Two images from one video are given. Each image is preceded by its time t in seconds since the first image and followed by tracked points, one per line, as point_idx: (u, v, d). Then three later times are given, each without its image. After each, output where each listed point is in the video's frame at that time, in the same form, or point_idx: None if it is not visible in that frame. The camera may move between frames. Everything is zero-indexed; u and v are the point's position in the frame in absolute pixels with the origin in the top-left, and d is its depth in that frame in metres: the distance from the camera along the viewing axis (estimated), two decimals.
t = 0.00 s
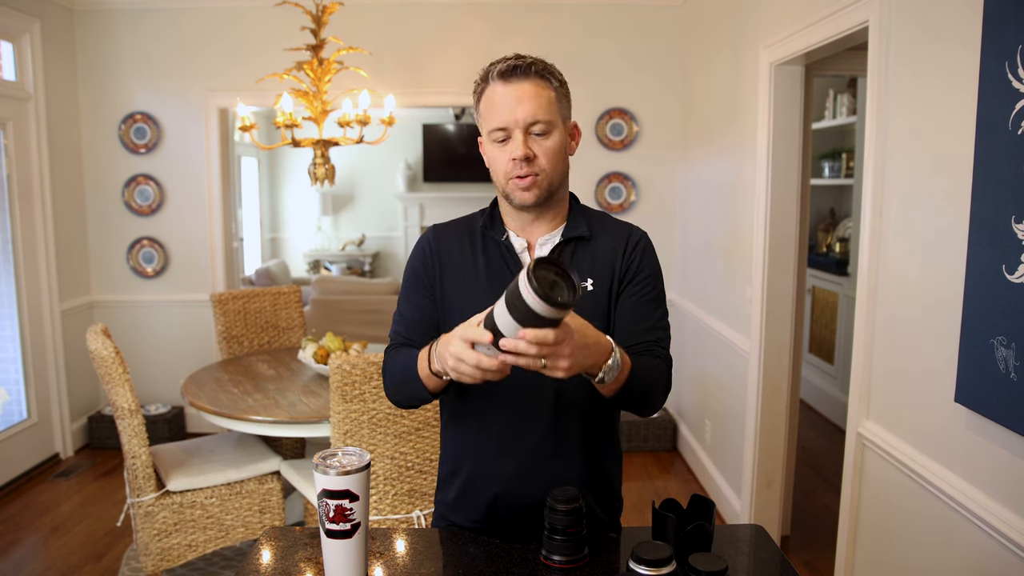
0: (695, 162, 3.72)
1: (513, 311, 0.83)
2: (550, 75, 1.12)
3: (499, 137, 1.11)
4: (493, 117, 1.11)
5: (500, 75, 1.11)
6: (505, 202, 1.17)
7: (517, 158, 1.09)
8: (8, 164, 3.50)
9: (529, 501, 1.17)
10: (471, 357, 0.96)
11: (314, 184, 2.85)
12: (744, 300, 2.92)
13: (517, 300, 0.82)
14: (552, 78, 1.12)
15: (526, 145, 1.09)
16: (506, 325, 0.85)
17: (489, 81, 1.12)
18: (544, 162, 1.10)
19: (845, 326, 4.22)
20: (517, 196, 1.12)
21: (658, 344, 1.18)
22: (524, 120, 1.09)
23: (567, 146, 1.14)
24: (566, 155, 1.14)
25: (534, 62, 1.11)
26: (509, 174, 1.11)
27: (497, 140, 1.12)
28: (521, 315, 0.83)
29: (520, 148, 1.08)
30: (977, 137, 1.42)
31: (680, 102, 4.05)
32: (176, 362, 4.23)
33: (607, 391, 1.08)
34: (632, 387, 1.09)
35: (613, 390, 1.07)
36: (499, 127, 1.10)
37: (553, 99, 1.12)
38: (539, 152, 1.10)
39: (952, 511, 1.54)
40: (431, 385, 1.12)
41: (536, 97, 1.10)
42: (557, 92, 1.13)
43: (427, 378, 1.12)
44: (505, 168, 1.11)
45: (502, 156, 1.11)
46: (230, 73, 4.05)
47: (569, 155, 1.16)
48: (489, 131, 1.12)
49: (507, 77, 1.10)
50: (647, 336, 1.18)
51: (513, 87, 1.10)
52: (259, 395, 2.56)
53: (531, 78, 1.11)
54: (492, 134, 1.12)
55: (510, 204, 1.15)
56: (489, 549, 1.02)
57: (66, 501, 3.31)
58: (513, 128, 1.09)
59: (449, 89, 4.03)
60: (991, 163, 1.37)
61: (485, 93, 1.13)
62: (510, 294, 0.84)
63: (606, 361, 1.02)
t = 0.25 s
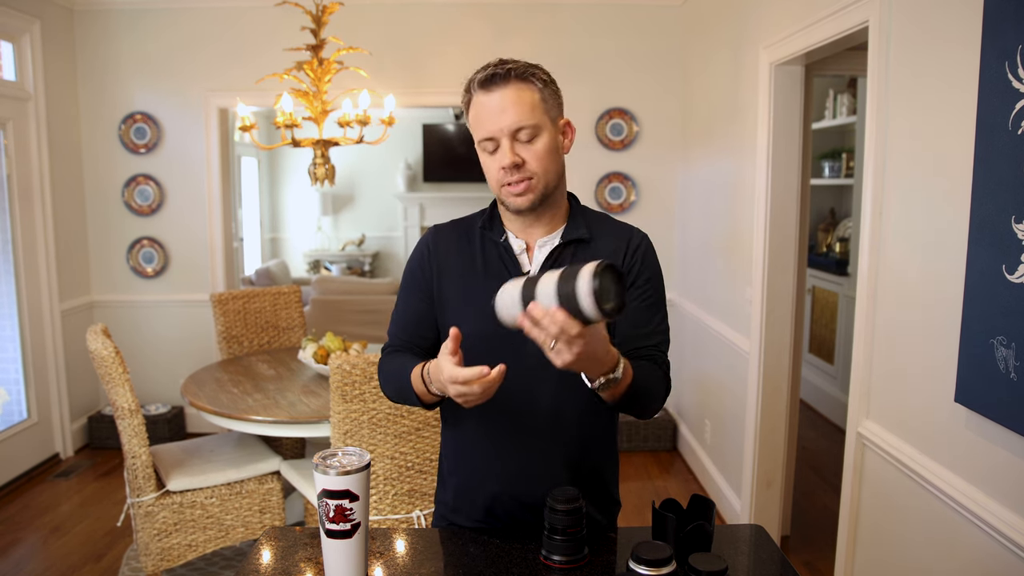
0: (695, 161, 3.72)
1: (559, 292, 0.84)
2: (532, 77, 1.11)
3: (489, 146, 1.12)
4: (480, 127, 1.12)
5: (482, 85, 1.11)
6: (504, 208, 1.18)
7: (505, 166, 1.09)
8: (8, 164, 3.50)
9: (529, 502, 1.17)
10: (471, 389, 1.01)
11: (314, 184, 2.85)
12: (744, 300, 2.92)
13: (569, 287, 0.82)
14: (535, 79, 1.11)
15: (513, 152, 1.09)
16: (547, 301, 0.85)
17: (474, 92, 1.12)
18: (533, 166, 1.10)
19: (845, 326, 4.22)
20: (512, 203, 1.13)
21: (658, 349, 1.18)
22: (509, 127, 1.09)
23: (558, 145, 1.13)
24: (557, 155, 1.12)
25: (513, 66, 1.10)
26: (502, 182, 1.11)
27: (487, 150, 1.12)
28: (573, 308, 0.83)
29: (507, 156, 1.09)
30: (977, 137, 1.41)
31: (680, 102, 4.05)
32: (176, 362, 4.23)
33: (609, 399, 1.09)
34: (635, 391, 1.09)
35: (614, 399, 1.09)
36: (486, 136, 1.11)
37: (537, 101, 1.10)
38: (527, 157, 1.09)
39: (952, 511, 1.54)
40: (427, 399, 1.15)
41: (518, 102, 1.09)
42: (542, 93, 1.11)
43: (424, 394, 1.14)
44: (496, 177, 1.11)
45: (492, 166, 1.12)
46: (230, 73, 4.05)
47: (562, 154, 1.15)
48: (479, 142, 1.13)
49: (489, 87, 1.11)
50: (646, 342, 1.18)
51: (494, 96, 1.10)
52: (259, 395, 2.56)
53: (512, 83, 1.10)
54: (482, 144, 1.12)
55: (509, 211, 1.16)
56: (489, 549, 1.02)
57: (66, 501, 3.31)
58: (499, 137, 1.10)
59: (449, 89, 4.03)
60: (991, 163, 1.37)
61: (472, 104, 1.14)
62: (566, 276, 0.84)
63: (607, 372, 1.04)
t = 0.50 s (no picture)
0: (695, 161, 3.73)
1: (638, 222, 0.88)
2: (513, 93, 1.08)
3: (473, 165, 1.11)
4: (463, 146, 1.11)
5: (463, 103, 1.10)
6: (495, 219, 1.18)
7: (487, 188, 1.09)
8: (8, 164, 3.50)
9: (529, 502, 1.18)
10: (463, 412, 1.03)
11: (314, 184, 2.85)
12: (743, 300, 2.92)
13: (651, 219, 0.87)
14: (516, 95, 1.08)
15: (494, 175, 1.09)
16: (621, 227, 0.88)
17: (457, 109, 1.11)
18: (516, 187, 1.09)
19: (845, 326, 4.22)
20: (499, 220, 1.13)
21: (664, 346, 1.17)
22: (490, 149, 1.08)
23: (543, 161, 1.11)
24: (542, 171, 1.11)
25: (493, 84, 1.08)
26: (486, 201, 1.12)
27: (473, 167, 1.12)
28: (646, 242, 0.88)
29: (488, 178, 1.09)
30: (976, 137, 1.42)
31: (680, 102, 4.06)
32: (176, 362, 4.24)
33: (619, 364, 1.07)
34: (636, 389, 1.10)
35: (625, 365, 1.07)
36: (469, 156, 1.10)
37: (518, 119, 1.08)
38: (509, 177, 1.09)
39: (952, 511, 1.54)
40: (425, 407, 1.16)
41: (498, 124, 1.07)
42: (524, 109, 1.09)
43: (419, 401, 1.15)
44: (481, 196, 1.12)
45: (477, 185, 1.12)
46: (230, 73, 4.05)
47: (550, 167, 1.13)
48: (465, 159, 1.12)
49: (470, 105, 1.09)
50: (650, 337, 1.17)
51: (475, 115, 1.08)
52: (259, 394, 2.56)
53: (492, 102, 1.08)
54: (467, 161, 1.12)
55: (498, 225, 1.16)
56: (489, 549, 1.03)
57: (66, 501, 3.31)
58: (481, 158, 1.09)
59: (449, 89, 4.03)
60: (991, 164, 1.37)
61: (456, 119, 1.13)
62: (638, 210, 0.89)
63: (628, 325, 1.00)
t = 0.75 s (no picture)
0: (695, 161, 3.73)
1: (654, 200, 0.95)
2: (514, 103, 1.07)
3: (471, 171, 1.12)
4: (462, 152, 1.11)
5: (464, 109, 1.09)
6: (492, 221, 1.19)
7: (482, 197, 1.10)
8: (8, 164, 3.50)
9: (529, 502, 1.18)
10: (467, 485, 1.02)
11: (314, 184, 2.84)
12: (743, 300, 2.92)
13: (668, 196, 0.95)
14: (516, 105, 1.07)
15: (489, 184, 1.09)
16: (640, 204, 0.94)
17: (458, 113, 1.11)
18: (511, 198, 1.10)
19: (845, 326, 4.22)
20: (494, 226, 1.14)
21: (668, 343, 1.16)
22: (487, 159, 1.08)
23: (541, 171, 1.11)
24: (539, 182, 1.11)
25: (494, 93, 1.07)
26: (482, 208, 1.12)
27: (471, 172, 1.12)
28: (666, 215, 0.94)
29: (483, 188, 1.09)
30: (977, 137, 1.42)
31: (681, 102, 4.05)
32: (176, 362, 4.24)
33: (625, 353, 1.08)
34: (638, 388, 1.10)
35: (632, 355, 1.08)
36: (467, 162, 1.11)
37: (517, 130, 1.07)
38: (505, 188, 1.09)
39: (952, 511, 1.54)
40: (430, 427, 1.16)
41: (496, 134, 1.07)
42: (524, 120, 1.08)
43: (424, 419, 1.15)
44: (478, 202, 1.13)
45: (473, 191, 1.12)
46: (230, 73, 4.05)
47: (548, 176, 1.13)
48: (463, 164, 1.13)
49: (470, 112, 1.09)
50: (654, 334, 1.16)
51: (474, 123, 1.08)
52: (259, 394, 2.56)
53: (492, 112, 1.07)
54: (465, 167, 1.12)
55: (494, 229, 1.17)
56: (490, 549, 1.02)
57: (66, 501, 3.31)
58: (478, 167, 1.09)
59: (449, 89, 4.03)
60: (991, 164, 1.37)
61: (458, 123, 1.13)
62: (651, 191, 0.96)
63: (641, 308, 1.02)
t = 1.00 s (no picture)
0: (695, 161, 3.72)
1: (633, 237, 0.91)
2: (531, 88, 1.09)
3: (487, 158, 1.10)
4: (478, 138, 1.10)
5: (480, 96, 1.09)
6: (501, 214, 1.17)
7: (502, 181, 1.08)
8: (8, 164, 3.50)
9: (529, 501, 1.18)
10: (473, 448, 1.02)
11: (314, 183, 2.84)
12: (744, 300, 2.92)
13: (645, 229, 0.92)
14: (533, 91, 1.09)
15: (511, 168, 1.08)
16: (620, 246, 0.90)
17: (471, 101, 1.10)
18: (530, 181, 1.09)
19: (845, 326, 4.22)
20: (509, 215, 1.12)
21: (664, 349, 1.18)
22: (507, 142, 1.07)
23: (556, 157, 1.11)
24: (555, 167, 1.11)
25: (512, 78, 1.08)
26: (499, 195, 1.11)
27: (485, 160, 1.11)
28: (648, 250, 0.92)
29: (504, 171, 1.08)
30: (976, 137, 1.42)
31: (681, 102, 4.05)
32: (176, 362, 4.23)
33: (620, 378, 1.09)
34: (639, 391, 1.10)
35: (626, 380, 1.09)
36: (483, 148, 1.09)
37: (536, 114, 1.08)
38: (525, 172, 1.08)
39: (952, 511, 1.54)
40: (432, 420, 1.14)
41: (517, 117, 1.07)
42: (541, 105, 1.09)
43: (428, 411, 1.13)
44: (494, 189, 1.11)
45: (489, 178, 1.11)
46: (230, 73, 4.05)
47: (560, 164, 1.14)
48: (476, 152, 1.11)
49: (487, 98, 1.08)
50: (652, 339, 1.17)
51: (492, 108, 1.08)
52: (259, 394, 2.56)
53: (510, 96, 1.08)
54: (479, 155, 1.11)
55: (505, 220, 1.15)
56: (489, 549, 1.02)
57: (66, 501, 3.31)
58: (497, 151, 1.08)
59: (449, 89, 4.03)
60: (991, 164, 1.37)
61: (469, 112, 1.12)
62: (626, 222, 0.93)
63: (633, 339, 1.02)
